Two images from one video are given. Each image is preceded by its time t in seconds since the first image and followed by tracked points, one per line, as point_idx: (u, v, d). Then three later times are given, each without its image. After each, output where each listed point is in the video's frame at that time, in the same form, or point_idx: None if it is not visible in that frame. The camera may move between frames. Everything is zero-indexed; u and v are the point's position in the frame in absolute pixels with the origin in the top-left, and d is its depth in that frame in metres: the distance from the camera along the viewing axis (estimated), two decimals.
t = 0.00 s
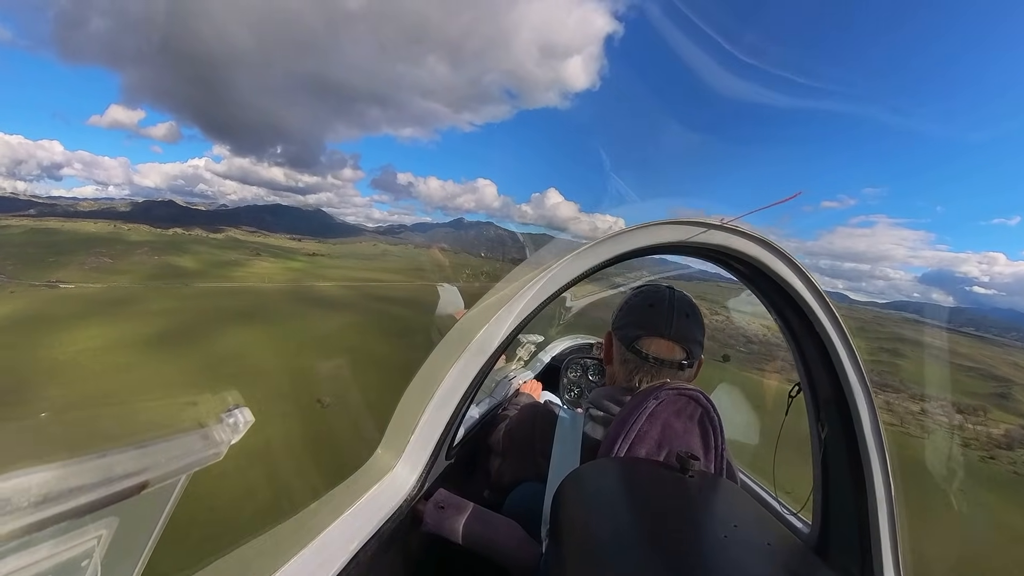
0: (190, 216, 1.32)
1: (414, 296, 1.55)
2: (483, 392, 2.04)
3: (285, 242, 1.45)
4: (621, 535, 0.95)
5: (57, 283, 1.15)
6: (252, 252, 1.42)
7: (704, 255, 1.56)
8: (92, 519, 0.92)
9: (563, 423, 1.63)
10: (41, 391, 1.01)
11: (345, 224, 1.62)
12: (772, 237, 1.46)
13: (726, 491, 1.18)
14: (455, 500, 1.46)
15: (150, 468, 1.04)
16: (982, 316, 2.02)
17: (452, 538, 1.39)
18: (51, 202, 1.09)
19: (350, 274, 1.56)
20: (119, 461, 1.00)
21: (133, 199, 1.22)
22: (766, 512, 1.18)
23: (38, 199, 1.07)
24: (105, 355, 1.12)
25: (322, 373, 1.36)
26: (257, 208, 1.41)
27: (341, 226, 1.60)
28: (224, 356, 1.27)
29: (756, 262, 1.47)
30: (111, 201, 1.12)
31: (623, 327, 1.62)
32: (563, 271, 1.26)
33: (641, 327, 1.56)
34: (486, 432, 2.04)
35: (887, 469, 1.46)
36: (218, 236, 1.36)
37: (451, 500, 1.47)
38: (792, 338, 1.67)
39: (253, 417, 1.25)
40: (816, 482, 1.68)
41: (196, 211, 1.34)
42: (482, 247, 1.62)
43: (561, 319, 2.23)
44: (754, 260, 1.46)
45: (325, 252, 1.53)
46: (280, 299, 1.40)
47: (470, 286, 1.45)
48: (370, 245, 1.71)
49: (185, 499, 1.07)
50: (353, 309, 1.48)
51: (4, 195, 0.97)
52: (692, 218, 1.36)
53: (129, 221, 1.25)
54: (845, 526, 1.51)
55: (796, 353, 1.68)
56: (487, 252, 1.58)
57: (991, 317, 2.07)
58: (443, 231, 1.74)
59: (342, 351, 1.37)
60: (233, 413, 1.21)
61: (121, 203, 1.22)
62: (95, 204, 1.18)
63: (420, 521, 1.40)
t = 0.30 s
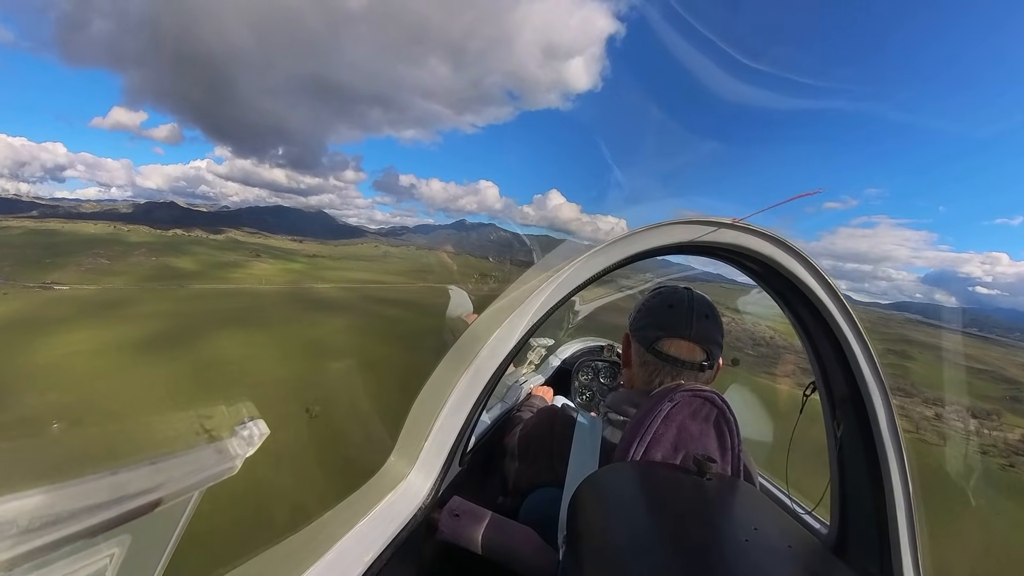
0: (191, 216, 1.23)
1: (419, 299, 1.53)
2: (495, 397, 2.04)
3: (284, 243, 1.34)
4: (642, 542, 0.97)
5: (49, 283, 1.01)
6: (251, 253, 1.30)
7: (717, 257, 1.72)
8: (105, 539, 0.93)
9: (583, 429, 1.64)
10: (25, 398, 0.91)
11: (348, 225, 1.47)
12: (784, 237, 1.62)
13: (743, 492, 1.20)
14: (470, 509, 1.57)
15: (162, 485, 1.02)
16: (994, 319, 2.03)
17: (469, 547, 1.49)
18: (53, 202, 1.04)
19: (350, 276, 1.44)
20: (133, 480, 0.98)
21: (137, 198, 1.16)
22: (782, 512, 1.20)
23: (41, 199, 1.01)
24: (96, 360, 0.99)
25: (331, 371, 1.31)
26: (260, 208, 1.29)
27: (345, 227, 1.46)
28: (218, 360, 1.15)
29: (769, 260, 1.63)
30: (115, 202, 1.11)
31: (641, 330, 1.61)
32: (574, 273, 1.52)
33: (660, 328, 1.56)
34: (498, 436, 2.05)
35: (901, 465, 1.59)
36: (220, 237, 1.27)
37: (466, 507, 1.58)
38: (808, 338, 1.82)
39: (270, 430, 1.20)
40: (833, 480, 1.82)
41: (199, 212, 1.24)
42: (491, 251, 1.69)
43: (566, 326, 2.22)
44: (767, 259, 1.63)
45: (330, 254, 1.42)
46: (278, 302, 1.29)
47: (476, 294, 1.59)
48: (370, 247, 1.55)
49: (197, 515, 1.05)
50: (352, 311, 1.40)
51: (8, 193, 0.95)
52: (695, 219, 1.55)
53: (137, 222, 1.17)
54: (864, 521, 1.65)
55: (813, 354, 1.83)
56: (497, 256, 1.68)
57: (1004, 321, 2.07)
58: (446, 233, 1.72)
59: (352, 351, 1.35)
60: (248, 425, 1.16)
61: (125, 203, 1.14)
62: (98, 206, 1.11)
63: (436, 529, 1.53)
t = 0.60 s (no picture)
0: (193, 218, 1.18)
1: (417, 300, 1.47)
2: (503, 399, 2.03)
3: (286, 245, 1.30)
4: (650, 543, 0.96)
5: (45, 284, 0.99)
6: (251, 253, 1.26)
7: (725, 258, 1.71)
8: (121, 538, 0.97)
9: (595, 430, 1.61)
10: (20, 403, 0.90)
11: (349, 228, 1.38)
12: (792, 236, 1.61)
13: (752, 492, 1.19)
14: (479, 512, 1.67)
15: (176, 486, 1.04)
16: (1009, 322, 2.00)
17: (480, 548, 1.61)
18: (56, 204, 1.03)
19: (350, 277, 1.37)
20: (149, 480, 1.00)
21: (141, 201, 1.13)
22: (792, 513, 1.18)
23: (44, 201, 1.00)
24: (85, 363, 0.98)
25: (337, 372, 1.31)
26: (263, 210, 1.24)
27: (346, 230, 1.38)
28: (212, 364, 1.10)
29: (777, 259, 1.63)
30: (118, 203, 1.09)
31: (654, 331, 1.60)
32: (580, 275, 1.61)
33: (672, 329, 1.54)
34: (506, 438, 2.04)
35: (912, 465, 1.60)
36: (221, 239, 1.23)
37: (474, 509, 1.68)
38: (818, 339, 1.82)
39: (282, 434, 1.21)
40: (843, 481, 1.82)
41: (201, 214, 1.19)
42: (497, 253, 1.62)
43: (574, 326, 2.18)
44: (775, 259, 1.62)
45: (330, 256, 1.36)
46: (274, 305, 1.22)
47: (484, 295, 1.57)
48: (370, 249, 1.46)
49: (209, 516, 1.08)
50: (352, 313, 1.36)
51: (12, 195, 0.94)
52: (703, 218, 1.55)
53: (139, 223, 1.15)
54: (875, 523, 1.65)
55: (822, 355, 1.83)
56: (502, 258, 1.63)
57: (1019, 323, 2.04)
58: (448, 234, 1.60)
59: (361, 352, 1.36)
60: (259, 427, 1.16)
61: (127, 204, 1.11)
62: (100, 207, 1.09)
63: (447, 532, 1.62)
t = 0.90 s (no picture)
0: (195, 220, 1.19)
1: (419, 302, 1.47)
2: (507, 400, 2.03)
3: (288, 246, 1.30)
4: (657, 543, 0.95)
5: (39, 285, 0.97)
6: (251, 254, 1.26)
7: (730, 256, 1.70)
8: (127, 538, 0.94)
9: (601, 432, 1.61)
10: (18, 403, 0.88)
11: (350, 229, 1.39)
12: (797, 235, 1.60)
13: (759, 492, 1.18)
14: (483, 513, 1.67)
15: (183, 485, 1.04)
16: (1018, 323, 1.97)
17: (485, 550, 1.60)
18: (58, 204, 1.02)
19: (350, 278, 1.38)
20: (154, 480, 0.99)
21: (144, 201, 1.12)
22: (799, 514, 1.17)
23: (47, 202, 1.00)
24: (90, 362, 0.96)
25: (347, 371, 1.32)
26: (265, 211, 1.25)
27: (348, 231, 1.39)
28: (203, 367, 1.08)
29: (782, 258, 1.61)
30: (120, 204, 1.08)
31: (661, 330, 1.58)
32: (587, 275, 1.60)
33: (679, 328, 1.53)
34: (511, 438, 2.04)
35: (919, 464, 1.58)
36: (221, 240, 1.23)
37: (479, 510, 1.68)
38: (823, 337, 1.80)
39: (287, 434, 1.20)
40: (849, 482, 1.80)
41: (204, 215, 1.20)
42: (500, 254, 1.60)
43: (580, 326, 2.17)
44: (780, 257, 1.61)
45: (330, 256, 1.37)
46: (274, 305, 1.22)
47: (489, 296, 1.55)
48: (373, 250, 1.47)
49: (215, 517, 1.08)
50: (353, 314, 1.35)
51: (16, 197, 0.93)
52: (705, 217, 1.53)
53: (140, 224, 1.15)
54: (882, 523, 1.64)
55: (828, 353, 1.81)
56: (506, 259, 1.60)
57: None
58: (450, 235, 1.64)
59: (366, 352, 1.35)
60: (264, 428, 1.16)
61: (129, 205, 1.11)
62: (102, 208, 1.09)
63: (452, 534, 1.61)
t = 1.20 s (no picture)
0: (196, 220, 1.18)
1: (418, 303, 1.45)
2: (508, 400, 2.02)
3: (290, 248, 1.29)
4: (658, 541, 0.93)
5: (33, 286, 0.96)
6: (251, 255, 1.24)
7: (730, 254, 1.69)
8: (127, 535, 0.94)
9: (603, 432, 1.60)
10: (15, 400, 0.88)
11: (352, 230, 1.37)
12: (798, 233, 1.59)
13: (761, 491, 1.16)
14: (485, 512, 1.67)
15: (187, 482, 1.02)
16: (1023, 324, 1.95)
17: (487, 548, 1.60)
18: (59, 205, 1.04)
19: (349, 280, 1.37)
20: (158, 477, 0.98)
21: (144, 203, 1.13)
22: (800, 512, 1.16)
23: (49, 203, 1.02)
24: (91, 361, 0.95)
25: (347, 372, 1.31)
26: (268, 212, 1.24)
27: (349, 232, 1.37)
28: (189, 371, 1.06)
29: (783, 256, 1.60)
30: (122, 205, 1.09)
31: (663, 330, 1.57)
32: (586, 274, 1.59)
33: (681, 328, 1.51)
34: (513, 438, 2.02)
35: (921, 463, 1.56)
36: (222, 240, 1.22)
37: (482, 509, 1.68)
38: (824, 335, 1.78)
39: (289, 433, 1.19)
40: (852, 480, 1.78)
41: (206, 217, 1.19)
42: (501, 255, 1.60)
43: (580, 325, 2.16)
44: (780, 255, 1.60)
45: (331, 257, 1.34)
46: (271, 306, 1.21)
47: (490, 296, 1.55)
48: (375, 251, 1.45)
49: (217, 515, 1.06)
50: (352, 314, 1.34)
51: (18, 197, 0.95)
52: (706, 215, 1.52)
53: (141, 225, 1.15)
54: (885, 522, 1.62)
55: (829, 351, 1.79)
56: (507, 260, 1.60)
57: None
58: (453, 236, 1.60)
59: (365, 351, 1.34)
60: (266, 425, 1.14)
61: (130, 207, 1.12)
62: (104, 209, 1.09)
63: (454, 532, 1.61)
